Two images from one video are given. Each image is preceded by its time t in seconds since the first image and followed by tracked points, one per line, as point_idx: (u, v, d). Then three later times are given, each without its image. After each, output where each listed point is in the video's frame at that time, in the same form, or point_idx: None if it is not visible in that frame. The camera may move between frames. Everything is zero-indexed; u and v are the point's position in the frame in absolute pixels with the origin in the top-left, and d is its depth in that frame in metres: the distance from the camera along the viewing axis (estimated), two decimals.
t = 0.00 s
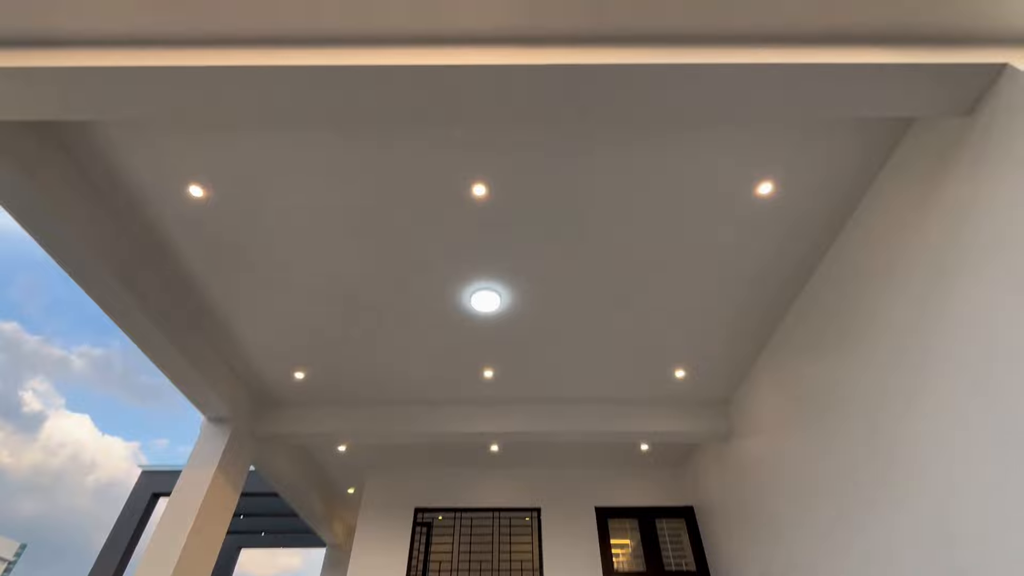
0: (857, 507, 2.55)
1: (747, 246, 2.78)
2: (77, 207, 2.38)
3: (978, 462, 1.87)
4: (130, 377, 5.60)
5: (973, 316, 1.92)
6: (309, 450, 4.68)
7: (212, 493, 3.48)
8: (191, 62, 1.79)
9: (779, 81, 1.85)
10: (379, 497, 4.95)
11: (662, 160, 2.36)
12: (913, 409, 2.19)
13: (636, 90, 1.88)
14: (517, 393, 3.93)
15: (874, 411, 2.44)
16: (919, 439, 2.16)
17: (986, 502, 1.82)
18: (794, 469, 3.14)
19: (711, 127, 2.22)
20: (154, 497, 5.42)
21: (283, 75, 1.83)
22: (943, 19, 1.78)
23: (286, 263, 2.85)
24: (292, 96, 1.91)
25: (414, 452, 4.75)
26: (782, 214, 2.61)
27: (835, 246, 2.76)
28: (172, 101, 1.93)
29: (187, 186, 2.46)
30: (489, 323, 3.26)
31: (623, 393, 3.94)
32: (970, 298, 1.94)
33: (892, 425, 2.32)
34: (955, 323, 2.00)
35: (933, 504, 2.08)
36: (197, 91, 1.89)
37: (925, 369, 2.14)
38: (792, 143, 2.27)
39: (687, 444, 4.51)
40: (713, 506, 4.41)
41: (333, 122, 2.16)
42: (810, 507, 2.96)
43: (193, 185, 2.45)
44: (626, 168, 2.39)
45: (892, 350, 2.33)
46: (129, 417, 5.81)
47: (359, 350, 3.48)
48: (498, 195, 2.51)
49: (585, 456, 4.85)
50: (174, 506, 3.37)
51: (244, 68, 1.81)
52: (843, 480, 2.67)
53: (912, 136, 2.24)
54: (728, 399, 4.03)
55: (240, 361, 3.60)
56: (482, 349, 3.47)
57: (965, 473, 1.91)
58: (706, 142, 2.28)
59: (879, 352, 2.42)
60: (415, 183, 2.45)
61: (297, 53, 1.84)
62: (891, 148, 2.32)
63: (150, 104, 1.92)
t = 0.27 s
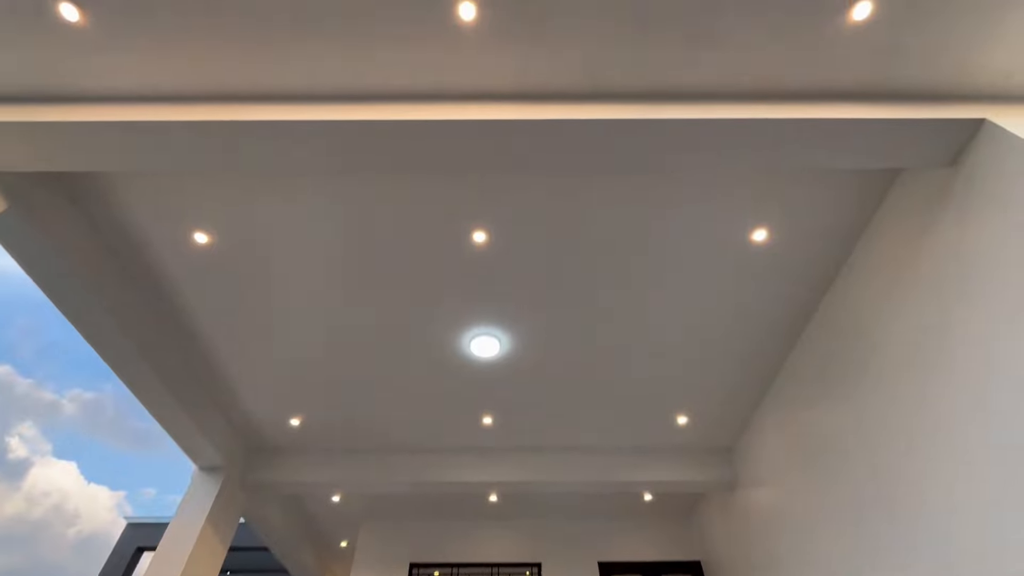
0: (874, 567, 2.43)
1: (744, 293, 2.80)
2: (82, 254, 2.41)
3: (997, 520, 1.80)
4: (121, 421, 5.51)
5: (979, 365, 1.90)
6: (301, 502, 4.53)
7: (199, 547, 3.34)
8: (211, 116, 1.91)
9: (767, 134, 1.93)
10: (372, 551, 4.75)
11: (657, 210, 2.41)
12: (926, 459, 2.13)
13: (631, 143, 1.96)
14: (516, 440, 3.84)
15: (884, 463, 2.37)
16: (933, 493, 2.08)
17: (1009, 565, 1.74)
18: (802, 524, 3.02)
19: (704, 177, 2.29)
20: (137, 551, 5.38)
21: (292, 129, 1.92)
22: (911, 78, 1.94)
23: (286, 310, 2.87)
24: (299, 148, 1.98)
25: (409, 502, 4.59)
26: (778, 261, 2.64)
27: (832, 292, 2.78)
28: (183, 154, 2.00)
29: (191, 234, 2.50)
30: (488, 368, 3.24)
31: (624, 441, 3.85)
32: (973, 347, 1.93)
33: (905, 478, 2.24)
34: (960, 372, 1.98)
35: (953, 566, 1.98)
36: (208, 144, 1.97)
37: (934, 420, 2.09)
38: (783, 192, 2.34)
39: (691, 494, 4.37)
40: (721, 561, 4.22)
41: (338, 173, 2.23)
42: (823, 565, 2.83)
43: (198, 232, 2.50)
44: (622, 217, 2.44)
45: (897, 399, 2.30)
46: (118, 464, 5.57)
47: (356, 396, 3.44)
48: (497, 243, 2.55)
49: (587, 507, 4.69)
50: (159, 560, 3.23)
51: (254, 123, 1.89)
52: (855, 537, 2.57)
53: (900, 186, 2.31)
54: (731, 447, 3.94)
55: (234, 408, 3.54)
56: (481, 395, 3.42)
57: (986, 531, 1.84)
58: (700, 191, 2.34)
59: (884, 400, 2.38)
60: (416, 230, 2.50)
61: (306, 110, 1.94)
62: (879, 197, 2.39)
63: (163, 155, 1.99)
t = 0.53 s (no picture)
0: None
1: (745, 320, 2.79)
2: (83, 282, 2.41)
3: (1016, 557, 1.74)
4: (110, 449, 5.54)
5: (986, 394, 1.88)
6: (295, 536, 4.41)
7: None
8: (217, 147, 1.95)
9: (762, 164, 1.96)
10: None
11: (655, 238, 2.43)
12: (938, 492, 2.08)
13: (629, 172, 2.00)
14: (516, 471, 3.76)
15: (894, 496, 2.32)
16: (947, 528, 2.03)
17: None
18: (811, 560, 2.93)
19: (701, 206, 2.32)
20: None
21: (296, 159, 1.95)
22: (901, 110, 1.99)
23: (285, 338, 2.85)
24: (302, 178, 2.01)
25: (406, 536, 4.47)
26: (777, 288, 2.65)
27: (831, 320, 2.79)
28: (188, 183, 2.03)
29: (193, 262, 2.51)
30: (487, 397, 3.20)
31: (626, 471, 3.78)
32: (979, 376, 1.91)
33: (916, 513, 2.19)
34: (967, 402, 1.95)
35: None
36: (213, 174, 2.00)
37: (944, 451, 2.05)
38: (781, 220, 2.36)
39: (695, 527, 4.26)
40: None
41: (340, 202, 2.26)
42: None
43: (199, 260, 2.51)
44: (621, 245, 2.46)
45: (904, 429, 2.26)
46: (106, 495, 5.50)
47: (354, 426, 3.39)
48: (496, 271, 2.56)
49: (588, 541, 4.56)
50: None
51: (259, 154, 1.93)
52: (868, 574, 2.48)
53: (895, 214, 2.34)
54: (735, 478, 3.86)
55: (230, 438, 3.49)
56: (480, 424, 3.37)
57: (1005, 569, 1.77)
58: (698, 219, 2.36)
59: (890, 430, 2.34)
60: (416, 259, 2.51)
61: (310, 141, 1.97)
62: (876, 225, 2.41)
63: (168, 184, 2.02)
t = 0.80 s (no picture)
0: None
1: (746, 329, 2.78)
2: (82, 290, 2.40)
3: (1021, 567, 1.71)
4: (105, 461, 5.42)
5: (987, 402, 1.87)
6: (291, 550, 4.34)
7: None
8: (219, 155, 1.96)
9: (762, 171, 1.97)
10: None
11: (656, 246, 2.43)
12: (941, 502, 2.05)
13: (629, 180, 2.00)
14: (516, 483, 3.72)
15: (897, 507, 2.28)
16: (951, 539, 1.99)
17: None
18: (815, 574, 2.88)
19: (702, 213, 2.32)
20: None
21: (297, 167, 1.96)
22: (898, 117, 2.00)
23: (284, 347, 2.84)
24: (303, 185, 2.02)
25: (404, 549, 4.40)
26: (777, 297, 2.64)
27: (831, 328, 2.78)
28: (190, 191, 2.04)
29: (193, 270, 2.50)
30: (487, 407, 3.18)
31: (628, 483, 3.74)
32: (980, 384, 1.90)
33: (920, 524, 2.15)
34: (969, 409, 1.94)
35: None
36: (214, 181, 2.00)
37: (947, 461, 2.03)
38: (781, 228, 2.36)
39: (698, 541, 4.20)
40: None
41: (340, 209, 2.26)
42: None
43: (199, 269, 2.50)
44: (621, 253, 2.46)
45: (906, 439, 2.24)
46: (106, 509, 5.34)
47: (352, 436, 3.35)
48: (496, 279, 2.56)
49: (590, 555, 4.49)
50: None
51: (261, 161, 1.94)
52: None
53: (895, 222, 2.34)
54: (738, 489, 3.82)
55: (227, 449, 3.45)
56: (480, 435, 3.34)
57: None
58: (698, 227, 2.36)
59: (892, 440, 2.32)
60: (416, 267, 2.50)
61: (311, 149, 1.98)
62: (875, 233, 2.41)
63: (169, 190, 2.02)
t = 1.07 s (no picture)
0: None
1: (747, 319, 2.77)
2: (82, 280, 2.39)
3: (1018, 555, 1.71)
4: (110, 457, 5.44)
5: (987, 390, 1.87)
6: (293, 541, 4.36)
7: None
8: (219, 143, 1.94)
9: (765, 159, 1.96)
10: None
11: (657, 235, 2.42)
12: (940, 491, 2.05)
13: (631, 168, 1.99)
14: (516, 474, 3.73)
15: (896, 496, 2.29)
16: (949, 527, 2.00)
17: None
18: (815, 563, 2.89)
19: (703, 202, 2.31)
20: None
21: (297, 155, 1.95)
22: (903, 104, 1.99)
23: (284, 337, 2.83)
24: (303, 173, 2.01)
25: (405, 540, 4.42)
26: (779, 286, 2.63)
27: (832, 318, 2.77)
28: (189, 179, 2.02)
29: (193, 260, 2.50)
30: (488, 398, 3.18)
31: (628, 474, 3.75)
32: (981, 373, 1.90)
33: (919, 513, 2.16)
34: (969, 399, 1.94)
35: None
36: (214, 169, 1.99)
37: (946, 449, 2.03)
38: (783, 216, 2.35)
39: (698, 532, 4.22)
40: None
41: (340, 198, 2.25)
42: None
43: (199, 259, 2.49)
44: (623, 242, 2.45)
45: (906, 428, 2.24)
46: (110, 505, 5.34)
47: (353, 428, 3.36)
48: (497, 268, 2.55)
49: (590, 546, 4.51)
50: None
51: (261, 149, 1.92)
52: None
53: (897, 211, 2.33)
54: (738, 480, 3.83)
55: (228, 440, 3.46)
56: (481, 426, 3.35)
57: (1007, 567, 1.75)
58: (700, 216, 2.35)
59: (892, 429, 2.32)
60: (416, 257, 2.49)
61: (311, 137, 1.97)
62: (877, 222, 2.40)
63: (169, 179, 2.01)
